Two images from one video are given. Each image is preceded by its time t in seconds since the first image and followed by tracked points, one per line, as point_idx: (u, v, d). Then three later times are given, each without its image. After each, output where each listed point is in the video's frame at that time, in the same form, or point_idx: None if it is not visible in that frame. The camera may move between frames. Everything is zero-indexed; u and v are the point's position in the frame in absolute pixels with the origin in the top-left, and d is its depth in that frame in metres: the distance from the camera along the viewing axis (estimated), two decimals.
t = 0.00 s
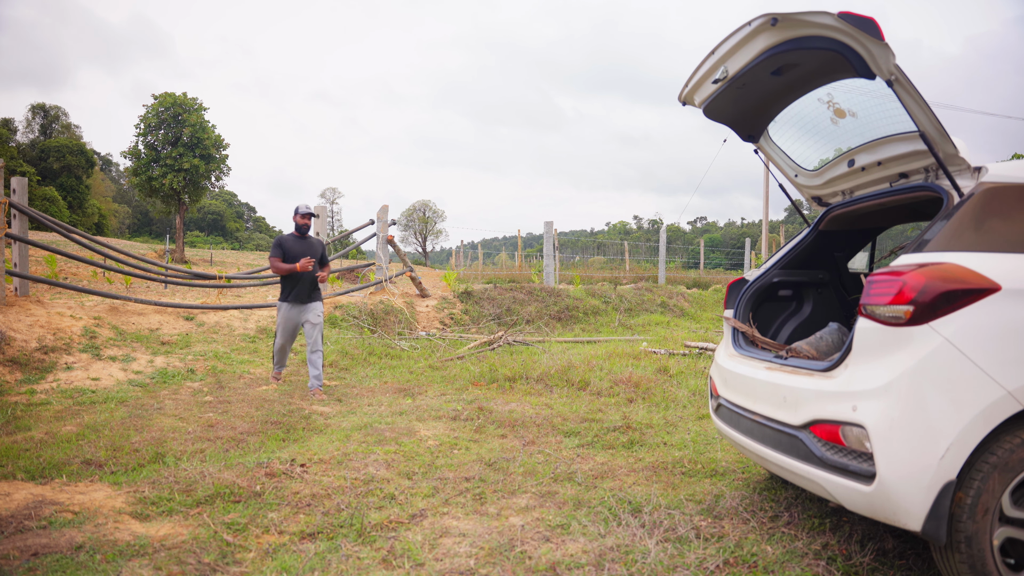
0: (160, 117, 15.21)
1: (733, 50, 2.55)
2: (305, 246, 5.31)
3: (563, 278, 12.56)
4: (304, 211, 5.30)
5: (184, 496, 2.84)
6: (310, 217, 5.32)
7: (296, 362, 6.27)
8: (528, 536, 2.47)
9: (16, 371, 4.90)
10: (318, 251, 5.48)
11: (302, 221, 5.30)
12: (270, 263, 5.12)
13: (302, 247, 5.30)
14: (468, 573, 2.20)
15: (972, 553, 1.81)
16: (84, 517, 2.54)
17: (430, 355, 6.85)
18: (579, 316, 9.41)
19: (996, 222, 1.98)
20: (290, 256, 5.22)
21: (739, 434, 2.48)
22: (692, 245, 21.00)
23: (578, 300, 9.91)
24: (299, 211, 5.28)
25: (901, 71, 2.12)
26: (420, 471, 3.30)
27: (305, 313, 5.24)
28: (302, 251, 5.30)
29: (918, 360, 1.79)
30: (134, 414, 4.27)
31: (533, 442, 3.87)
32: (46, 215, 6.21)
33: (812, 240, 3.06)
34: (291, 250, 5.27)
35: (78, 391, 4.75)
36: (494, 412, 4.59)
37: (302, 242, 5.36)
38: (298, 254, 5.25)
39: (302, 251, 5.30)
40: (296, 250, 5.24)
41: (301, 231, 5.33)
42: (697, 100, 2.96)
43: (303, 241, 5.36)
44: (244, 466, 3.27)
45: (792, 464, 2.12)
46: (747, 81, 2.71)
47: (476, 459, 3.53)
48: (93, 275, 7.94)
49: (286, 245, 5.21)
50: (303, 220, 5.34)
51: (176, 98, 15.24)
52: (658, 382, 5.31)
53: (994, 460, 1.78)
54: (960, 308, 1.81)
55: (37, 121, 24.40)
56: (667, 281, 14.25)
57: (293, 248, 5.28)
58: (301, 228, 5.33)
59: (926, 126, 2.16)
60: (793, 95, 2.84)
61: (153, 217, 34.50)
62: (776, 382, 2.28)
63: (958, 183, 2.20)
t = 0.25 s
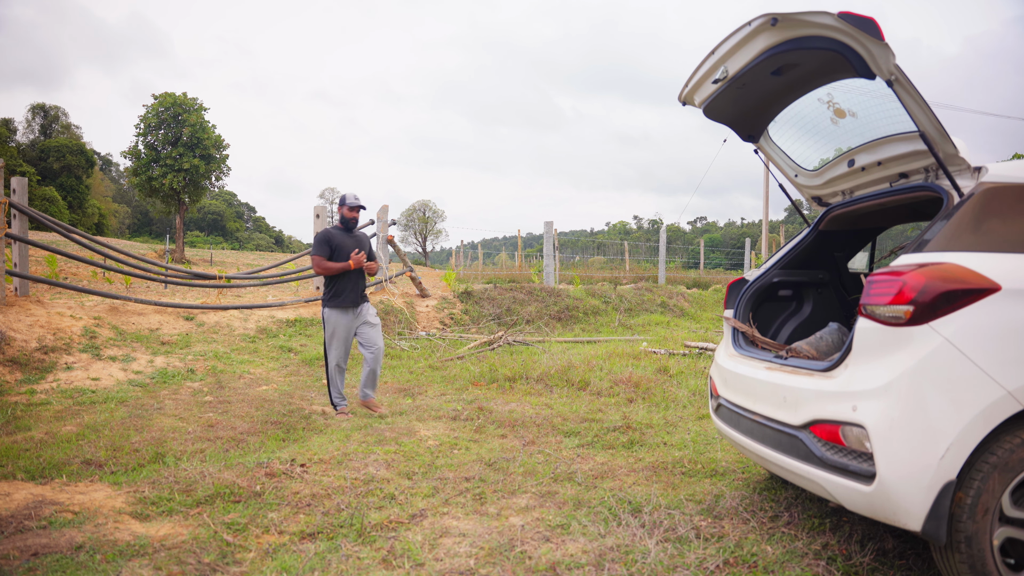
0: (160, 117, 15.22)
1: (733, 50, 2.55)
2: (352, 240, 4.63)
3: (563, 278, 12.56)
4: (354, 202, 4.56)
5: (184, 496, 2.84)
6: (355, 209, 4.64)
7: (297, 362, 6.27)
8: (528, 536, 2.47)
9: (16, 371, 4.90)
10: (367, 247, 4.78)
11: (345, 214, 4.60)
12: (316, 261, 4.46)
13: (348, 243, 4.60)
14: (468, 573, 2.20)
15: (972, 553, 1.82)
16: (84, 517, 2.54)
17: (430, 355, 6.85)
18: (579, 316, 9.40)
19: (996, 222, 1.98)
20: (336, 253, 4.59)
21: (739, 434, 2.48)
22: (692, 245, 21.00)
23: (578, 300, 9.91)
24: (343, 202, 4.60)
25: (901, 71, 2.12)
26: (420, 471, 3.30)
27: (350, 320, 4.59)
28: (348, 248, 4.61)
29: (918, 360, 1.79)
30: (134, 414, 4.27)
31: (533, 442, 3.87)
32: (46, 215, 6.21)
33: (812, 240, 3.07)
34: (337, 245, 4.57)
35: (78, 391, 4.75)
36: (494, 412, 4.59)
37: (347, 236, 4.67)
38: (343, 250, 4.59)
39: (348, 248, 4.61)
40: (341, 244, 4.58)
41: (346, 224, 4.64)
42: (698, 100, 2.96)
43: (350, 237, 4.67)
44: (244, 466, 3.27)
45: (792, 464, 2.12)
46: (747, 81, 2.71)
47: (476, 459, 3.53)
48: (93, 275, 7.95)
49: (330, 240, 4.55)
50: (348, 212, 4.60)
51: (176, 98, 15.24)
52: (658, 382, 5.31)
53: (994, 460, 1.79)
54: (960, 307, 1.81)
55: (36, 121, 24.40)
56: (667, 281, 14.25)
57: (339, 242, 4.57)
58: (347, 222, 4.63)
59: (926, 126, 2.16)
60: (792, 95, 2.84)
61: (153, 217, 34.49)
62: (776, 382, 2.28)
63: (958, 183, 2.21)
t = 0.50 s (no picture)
0: (160, 117, 15.22)
1: (732, 50, 2.55)
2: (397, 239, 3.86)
3: (563, 278, 12.56)
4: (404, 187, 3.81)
5: (184, 496, 2.84)
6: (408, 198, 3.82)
7: (297, 362, 6.27)
8: (528, 536, 2.47)
9: (16, 372, 4.90)
10: (417, 245, 3.98)
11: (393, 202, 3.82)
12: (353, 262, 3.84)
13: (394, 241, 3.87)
14: (468, 573, 2.20)
15: (972, 553, 1.81)
16: (84, 517, 2.54)
17: (430, 355, 6.85)
18: (579, 316, 9.40)
19: (996, 222, 1.98)
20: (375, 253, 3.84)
21: (739, 434, 2.48)
22: (692, 245, 20.99)
23: (578, 300, 9.91)
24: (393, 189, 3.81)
25: (901, 71, 2.12)
26: (420, 471, 3.30)
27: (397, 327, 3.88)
28: (392, 246, 3.85)
29: (918, 360, 1.79)
30: (134, 414, 4.27)
31: (533, 442, 3.87)
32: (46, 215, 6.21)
33: (812, 240, 3.06)
34: (376, 244, 3.84)
35: (78, 391, 4.75)
36: (494, 412, 4.59)
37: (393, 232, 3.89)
38: (388, 251, 3.83)
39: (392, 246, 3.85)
40: (384, 244, 3.84)
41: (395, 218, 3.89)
42: (698, 100, 2.96)
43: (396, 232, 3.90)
44: (244, 466, 3.27)
45: (792, 464, 2.12)
46: (747, 81, 2.71)
47: (476, 459, 3.53)
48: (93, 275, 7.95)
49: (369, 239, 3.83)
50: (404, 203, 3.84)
51: (176, 98, 15.25)
52: (657, 382, 5.31)
53: (994, 460, 1.78)
54: (960, 308, 1.81)
55: (37, 121, 24.40)
56: (667, 280, 14.25)
57: (379, 240, 3.84)
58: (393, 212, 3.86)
59: (926, 126, 2.16)
60: (793, 95, 2.84)
61: (153, 217, 34.47)
62: (776, 382, 2.27)
63: (958, 183, 2.21)
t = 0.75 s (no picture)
0: (160, 117, 15.21)
1: (732, 50, 2.54)
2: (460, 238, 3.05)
3: (563, 278, 12.55)
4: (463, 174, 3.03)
5: (184, 496, 2.84)
6: (466, 184, 3.07)
7: (297, 362, 6.27)
8: (528, 537, 2.47)
9: (16, 371, 4.91)
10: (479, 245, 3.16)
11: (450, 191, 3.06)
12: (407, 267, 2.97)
13: (460, 243, 3.07)
14: (468, 573, 2.20)
15: (972, 553, 1.82)
16: (84, 517, 2.54)
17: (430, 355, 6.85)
18: (579, 316, 9.39)
19: (997, 222, 1.98)
20: (436, 256, 3.02)
21: (739, 434, 2.48)
22: (692, 245, 20.99)
23: (578, 300, 9.91)
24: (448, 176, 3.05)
25: (901, 71, 2.12)
26: (420, 471, 3.30)
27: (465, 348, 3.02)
28: (457, 249, 3.05)
29: (918, 360, 1.79)
30: (134, 414, 4.27)
31: (533, 442, 3.87)
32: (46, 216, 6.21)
33: (812, 241, 3.06)
34: (438, 245, 3.01)
35: (78, 391, 4.75)
36: (494, 412, 4.59)
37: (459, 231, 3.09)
38: (452, 254, 3.03)
39: (454, 248, 3.04)
40: (443, 244, 3.02)
41: (450, 210, 3.08)
42: (698, 100, 2.96)
43: (458, 232, 3.08)
44: (244, 466, 3.27)
45: (792, 464, 2.12)
46: (747, 81, 2.71)
47: (476, 459, 3.53)
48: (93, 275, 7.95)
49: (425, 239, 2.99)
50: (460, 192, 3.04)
51: (176, 98, 15.25)
52: (657, 382, 5.31)
53: (994, 460, 1.78)
54: (960, 308, 1.81)
55: (37, 121, 24.38)
56: (668, 281, 14.25)
57: (439, 241, 3.01)
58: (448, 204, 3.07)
59: (926, 126, 2.17)
60: (793, 95, 2.84)
61: (153, 217, 34.46)
62: (776, 382, 2.27)
63: (958, 183, 2.21)
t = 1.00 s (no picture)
0: (160, 117, 15.21)
1: (733, 50, 2.54)
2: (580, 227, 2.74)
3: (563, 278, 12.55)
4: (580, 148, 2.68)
5: (184, 496, 2.84)
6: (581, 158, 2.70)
7: (297, 362, 6.27)
8: (528, 536, 2.47)
9: (16, 371, 4.91)
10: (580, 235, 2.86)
11: (566, 162, 2.68)
12: (531, 254, 2.52)
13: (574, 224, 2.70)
14: (469, 573, 2.20)
15: (972, 553, 1.81)
16: (84, 517, 2.54)
17: (430, 355, 6.86)
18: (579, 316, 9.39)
19: (997, 222, 1.98)
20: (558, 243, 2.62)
21: (739, 434, 2.48)
22: (692, 245, 20.98)
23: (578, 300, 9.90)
24: (566, 144, 2.67)
25: (901, 71, 2.12)
26: (420, 471, 3.30)
27: (577, 350, 2.66)
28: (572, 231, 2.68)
29: (918, 360, 1.79)
30: (134, 414, 4.27)
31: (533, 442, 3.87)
32: (46, 216, 6.20)
33: (812, 241, 3.06)
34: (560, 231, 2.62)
35: (78, 391, 4.75)
36: (494, 412, 4.59)
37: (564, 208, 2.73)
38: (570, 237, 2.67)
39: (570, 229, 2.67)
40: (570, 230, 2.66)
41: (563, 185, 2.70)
42: (697, 100, 2.95)
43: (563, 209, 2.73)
44: (244, 466, 3.27)
45: (792, 464, 2.12)
46: (747, 81, 2.70)
47: (476, 460, 3.53)
48: (93, 275, 7.96)
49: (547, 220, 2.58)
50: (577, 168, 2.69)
51: (176, 98, 15.24)
52: (658, 382, 5.31)
53: (994, 460, 1.78)
54: (960, 308, 1.81)
55: (37, 121, 24.37)
56: (668, 280, 14.26)
57: (561, 221, 2.63)
58: (560, 175, 2.69)
59: (926, 126, 2.17)
60: (793, 95, 2.83)
61: (153, 217, 34.44)
62: (776, 382, 2.28)
63: (958, 183, 2.21)
